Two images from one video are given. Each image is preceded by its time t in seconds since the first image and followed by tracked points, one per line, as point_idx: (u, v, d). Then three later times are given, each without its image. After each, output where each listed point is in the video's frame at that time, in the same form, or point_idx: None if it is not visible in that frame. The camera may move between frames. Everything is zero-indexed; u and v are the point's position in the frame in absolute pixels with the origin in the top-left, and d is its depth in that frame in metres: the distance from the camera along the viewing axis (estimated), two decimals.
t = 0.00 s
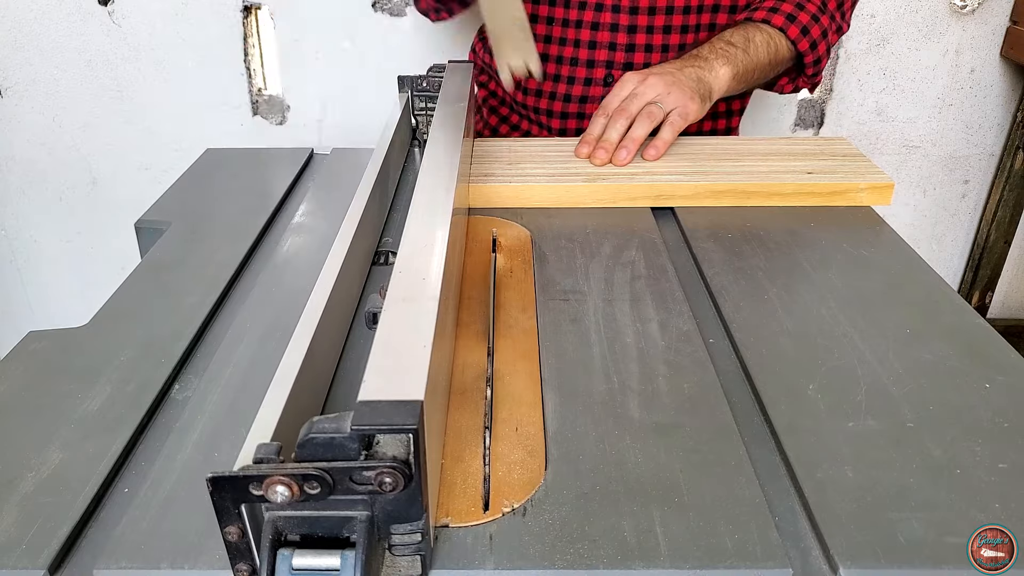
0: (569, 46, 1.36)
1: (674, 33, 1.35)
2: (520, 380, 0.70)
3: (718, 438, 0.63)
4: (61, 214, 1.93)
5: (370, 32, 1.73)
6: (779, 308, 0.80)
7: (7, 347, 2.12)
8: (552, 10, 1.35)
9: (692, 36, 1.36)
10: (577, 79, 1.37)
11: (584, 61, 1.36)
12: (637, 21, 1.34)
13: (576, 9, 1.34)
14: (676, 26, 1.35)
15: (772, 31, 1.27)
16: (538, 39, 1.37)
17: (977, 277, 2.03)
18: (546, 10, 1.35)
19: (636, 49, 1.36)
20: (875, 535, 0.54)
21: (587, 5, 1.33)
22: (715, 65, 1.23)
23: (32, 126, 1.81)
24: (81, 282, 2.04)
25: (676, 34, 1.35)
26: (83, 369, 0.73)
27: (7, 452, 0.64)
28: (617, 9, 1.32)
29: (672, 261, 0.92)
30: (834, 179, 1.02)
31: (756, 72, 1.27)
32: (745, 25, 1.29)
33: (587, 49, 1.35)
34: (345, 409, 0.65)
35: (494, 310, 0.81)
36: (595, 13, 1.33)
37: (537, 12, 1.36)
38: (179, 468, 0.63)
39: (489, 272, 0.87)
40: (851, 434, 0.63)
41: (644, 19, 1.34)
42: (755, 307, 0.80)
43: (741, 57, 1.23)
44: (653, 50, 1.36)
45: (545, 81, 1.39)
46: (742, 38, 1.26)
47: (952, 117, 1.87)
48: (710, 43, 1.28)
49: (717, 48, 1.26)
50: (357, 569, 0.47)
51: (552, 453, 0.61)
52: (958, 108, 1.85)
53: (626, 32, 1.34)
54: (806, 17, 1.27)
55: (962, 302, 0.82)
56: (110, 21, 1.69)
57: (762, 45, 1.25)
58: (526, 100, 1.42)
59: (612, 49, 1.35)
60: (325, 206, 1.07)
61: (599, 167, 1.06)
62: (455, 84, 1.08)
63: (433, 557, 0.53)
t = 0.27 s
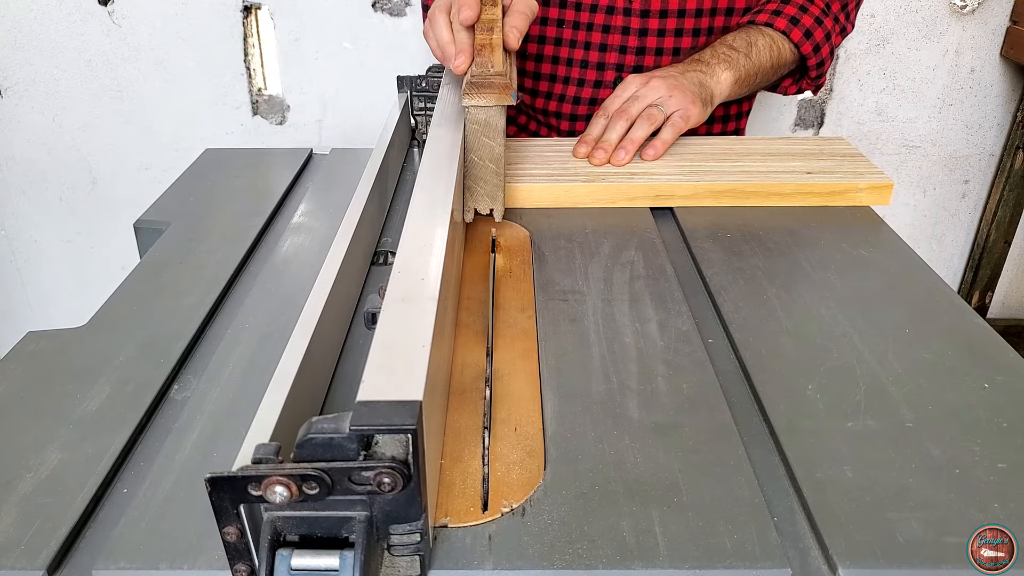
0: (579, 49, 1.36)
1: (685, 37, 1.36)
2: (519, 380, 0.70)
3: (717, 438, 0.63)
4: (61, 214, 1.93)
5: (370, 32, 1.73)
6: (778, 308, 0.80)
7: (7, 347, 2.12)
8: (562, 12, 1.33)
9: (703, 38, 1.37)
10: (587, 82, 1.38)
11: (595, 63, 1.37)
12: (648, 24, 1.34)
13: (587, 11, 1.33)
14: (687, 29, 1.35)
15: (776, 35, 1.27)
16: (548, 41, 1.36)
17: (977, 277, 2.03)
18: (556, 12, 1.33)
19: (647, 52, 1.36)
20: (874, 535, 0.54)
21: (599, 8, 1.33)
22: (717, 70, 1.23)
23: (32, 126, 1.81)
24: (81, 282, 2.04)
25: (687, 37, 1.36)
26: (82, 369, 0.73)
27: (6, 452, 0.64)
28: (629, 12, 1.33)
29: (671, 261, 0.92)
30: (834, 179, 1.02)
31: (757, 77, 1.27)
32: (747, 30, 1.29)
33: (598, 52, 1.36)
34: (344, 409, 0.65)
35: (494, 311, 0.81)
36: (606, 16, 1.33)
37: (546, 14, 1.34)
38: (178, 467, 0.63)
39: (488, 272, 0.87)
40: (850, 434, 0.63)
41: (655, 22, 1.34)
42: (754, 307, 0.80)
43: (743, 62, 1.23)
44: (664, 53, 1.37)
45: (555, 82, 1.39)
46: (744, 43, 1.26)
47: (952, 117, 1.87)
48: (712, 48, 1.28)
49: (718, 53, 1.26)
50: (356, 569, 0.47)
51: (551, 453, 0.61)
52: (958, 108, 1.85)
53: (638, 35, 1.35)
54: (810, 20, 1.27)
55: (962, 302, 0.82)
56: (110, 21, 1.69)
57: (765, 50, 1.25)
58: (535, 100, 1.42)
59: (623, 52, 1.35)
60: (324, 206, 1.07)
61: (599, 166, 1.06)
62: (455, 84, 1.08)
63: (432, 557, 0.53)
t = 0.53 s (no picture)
0: (588, 51, 1.35)
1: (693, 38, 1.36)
2: (519, 380, 0.70)
3: (717, 438, 0.63)
4: (61, 214, 1.93)
5: (370, 32, 1.73)
6: (778, 308, 0.80)
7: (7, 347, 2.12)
8: (569, 13, 1.33)
9: (709, 39, 1.38)
10: (596, 84, 1.38)
11: (604, 66, 1.36)
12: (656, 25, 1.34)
13: (595, 13, 1.32)
14: (696, 30, 1.36)
15: (776, 38, 1.28)
16: (555, 43, 1.35)
17: (977, 277, 2.03)
18: (563, 13, 1.33)
19: (657, 54, 1.36)
20: (873, 535, 0.54)
21: (607, 10, 1.32)
22: (717, 71, 1.23)
23: (32, 126, 1.81)
24: (80, 282, 2.04)
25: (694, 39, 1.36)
26: (81, 370, 0.73)
27: (6, 452, 0.64)
28: (638, 14, 1.32)
29: (671, 261, 0.92)
30: (833, 178, 1.02)
31: (757, 79, 1.27)
32: (747, 33, 1.29)
33: (606, 54, 1.35)
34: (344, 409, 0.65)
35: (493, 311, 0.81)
36: (615, 18, 1.33)
37: (553, 16, 1.33)
38: (178, 467, 0.63)
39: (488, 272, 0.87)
40: (850, 434, 0.63)
41: (664, 24, 1.34)
42: (754, 307, 0.80)
43: (744, 64, 1.23)
44: (673, 55, 1.37)
45: (563, 85, 1.39)
46: (744, 46, 1.26)
47: (952, 116, 1.87)
48: (712, 49, 1.28)
49: (718, 54, 1.26)
50: (355, 569, 0.47)
51: (550, 453, 0.61)
52: (958, 109, 1.85)
53: (647, 37, 1.34)
54: (810, 22, 1.28)
55: (962, 302, 0.82)
56: (110, 21, 1.69)
57: (765, 53, 1.26)
58: (542, 102, 1.42)
59: (632, 55, 1.35)
60: (324, 206, 1.07)
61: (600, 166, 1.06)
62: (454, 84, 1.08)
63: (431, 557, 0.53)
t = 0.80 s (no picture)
0: (592, 53, 1.35)
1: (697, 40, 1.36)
2: (519, 380, 0.70)
3: (716, 438, 0.63)
4: (61, 214, 1.93)
5: (370, 32, 1.73)
6: (778, 308, 0.80)
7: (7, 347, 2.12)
8: (572, 15, 1.33)
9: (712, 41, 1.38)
10: (600, 87, 1.38)
11: (608, 68, 1.36)
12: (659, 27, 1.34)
13: (599, 16, 1.33)
14: (699, 34, 1.36)
15: (778, 40, 1.27)
16: (558, 45, 1.35)
17: (977, 277, 2.03)
18: (567, 15, 1.33)
19: (661, 56, 1.36)
20: (873, 535, 0.54)
21: (610, 12, 1.32)
22: (718, 74, 1.24)
23: (32, 126, 1.81)
24: (80, 282, 2.04)
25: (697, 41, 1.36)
26: (81, 370, 0.73)
27: (5, 452, 0.64)
28: (642, 17, 1.32)
29: (671, 261, 0.92)
30: (835, 181, 1.02)
31: (758, 82, 1.27)
32: (748, 35, 1.29)
33: (610, 57, 1.35)
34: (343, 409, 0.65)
35: (494, 311, 0.81)
36: (619, 20, 1.33)
37: (556, 17, 1.33)
38: (177, 468, 0.63)
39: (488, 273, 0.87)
40: (850, 434, 0.63)
41: (667, 26, 1.34)
42: (754, 307, 0.80)
43: (745, 66, 1.23)
44: (677, 57, 1.37)
45: (565, 87, 1.39)
46: (746, 48, 1.26)
47: (953, 117, 1.87)
48: (714, 51, 1.28)
49: (719, 57, 1.26)
50: (354, 570, 0.47)
51: (550, 453, 0.61)
52: (958, 109, 1.85)
53: (651, 39, 1.34)
54: (814, 25, 1.27)
55: (962, 302, 0.82)
56: (110, 21, 1.69)
57: (766, 55, 1.26)
58: (545, 105, 1.42)
59: (636, 57, 1.35)
60: (324, 206, 1.07)
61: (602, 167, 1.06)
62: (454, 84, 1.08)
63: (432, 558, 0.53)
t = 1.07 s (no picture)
0: (590, 51, 1.35)
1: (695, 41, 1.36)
2: (519, 381, 0.70)
3: (716, 438, 0.63)
4: (61, 214, 1.93)
5: (370, 32, 1.73)
6: (777, 308, 0.80)
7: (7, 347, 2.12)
8: (571, 11, 1.33)
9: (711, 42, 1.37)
10: (599, 85, 1.37)
11: (607, 66, 1.36)
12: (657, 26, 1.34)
13: (598, 14, 1.32)
14: (698, 33, 1.36)
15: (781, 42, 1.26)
16: (556, 42, 1.35)
17: (977, 277, 2.03)
18: (565, 12, 1.33)
19: (659, 56, 1.36)
20: (873, 535, 0.54)
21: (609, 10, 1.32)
22: (723, 81, 1.22)
23: (32, 126, 1.81)
24: (80, 282, 2.04)
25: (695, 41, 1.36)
26: (81, 370, 0.73)
27: (5, 452, 0.64)
28: (641, 16, 1.32)
29: (670, 262, 0.92)
30: (848, 194, 0.98)
31: (764, 86, 1.25)
32: (753, 39, 1.28)
33: (610, 56, 1.35)
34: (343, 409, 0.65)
35: (493, 312, 0.81)
36: (618, 19, 1.32)
37: (556, 14, 1.33)
38: (177, 468, 0.63)
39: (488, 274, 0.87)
40: (849, 434, 0.63)
41: (665, 25, 1.34)
42: (754, 307, 0.80)
43: (749, 72, 1.22)
44: (676, 57, 1.37)
45: (564, 85, 1.38)
46: (750, 53, 1.24)
47: (953, 117, 1.87)
48: (719, 56, 1.26)
49: (724, 63, 1.24)
50: (354, 570, 0.47)
51: (550, 453, 0.61)
52: (958, 109, 1.85)
53: (650, 38, 1.34)
54: (818, 26, 1.26)
55: (962, 302, 0.82)
56: (110, 21, 1.69)
57: (771, 60, 1.24)
58: (542, 102, 1.42)
59: (635, 57, 1.35)
60: (324, 206, 1.07)
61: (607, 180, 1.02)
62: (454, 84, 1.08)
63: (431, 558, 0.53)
